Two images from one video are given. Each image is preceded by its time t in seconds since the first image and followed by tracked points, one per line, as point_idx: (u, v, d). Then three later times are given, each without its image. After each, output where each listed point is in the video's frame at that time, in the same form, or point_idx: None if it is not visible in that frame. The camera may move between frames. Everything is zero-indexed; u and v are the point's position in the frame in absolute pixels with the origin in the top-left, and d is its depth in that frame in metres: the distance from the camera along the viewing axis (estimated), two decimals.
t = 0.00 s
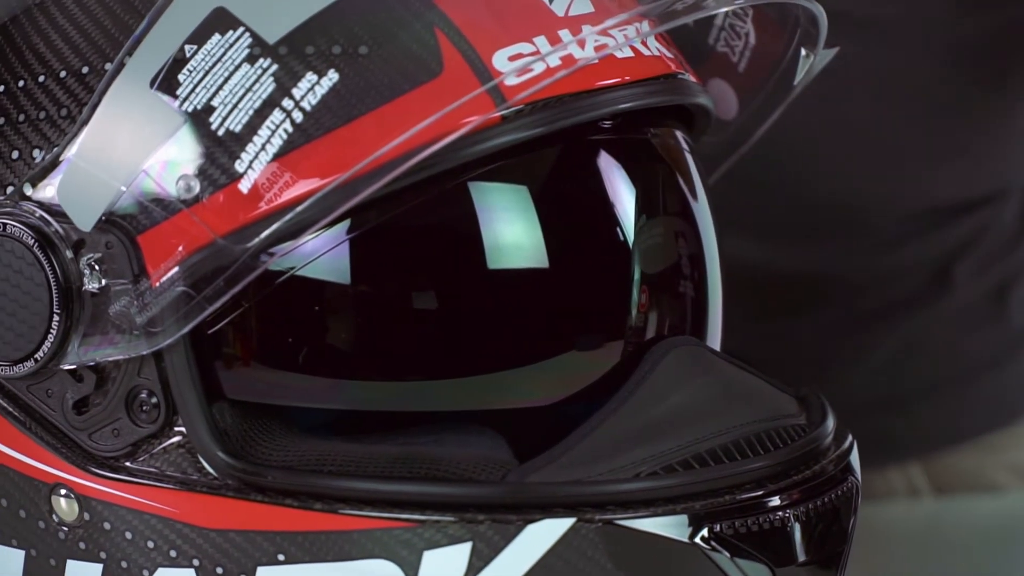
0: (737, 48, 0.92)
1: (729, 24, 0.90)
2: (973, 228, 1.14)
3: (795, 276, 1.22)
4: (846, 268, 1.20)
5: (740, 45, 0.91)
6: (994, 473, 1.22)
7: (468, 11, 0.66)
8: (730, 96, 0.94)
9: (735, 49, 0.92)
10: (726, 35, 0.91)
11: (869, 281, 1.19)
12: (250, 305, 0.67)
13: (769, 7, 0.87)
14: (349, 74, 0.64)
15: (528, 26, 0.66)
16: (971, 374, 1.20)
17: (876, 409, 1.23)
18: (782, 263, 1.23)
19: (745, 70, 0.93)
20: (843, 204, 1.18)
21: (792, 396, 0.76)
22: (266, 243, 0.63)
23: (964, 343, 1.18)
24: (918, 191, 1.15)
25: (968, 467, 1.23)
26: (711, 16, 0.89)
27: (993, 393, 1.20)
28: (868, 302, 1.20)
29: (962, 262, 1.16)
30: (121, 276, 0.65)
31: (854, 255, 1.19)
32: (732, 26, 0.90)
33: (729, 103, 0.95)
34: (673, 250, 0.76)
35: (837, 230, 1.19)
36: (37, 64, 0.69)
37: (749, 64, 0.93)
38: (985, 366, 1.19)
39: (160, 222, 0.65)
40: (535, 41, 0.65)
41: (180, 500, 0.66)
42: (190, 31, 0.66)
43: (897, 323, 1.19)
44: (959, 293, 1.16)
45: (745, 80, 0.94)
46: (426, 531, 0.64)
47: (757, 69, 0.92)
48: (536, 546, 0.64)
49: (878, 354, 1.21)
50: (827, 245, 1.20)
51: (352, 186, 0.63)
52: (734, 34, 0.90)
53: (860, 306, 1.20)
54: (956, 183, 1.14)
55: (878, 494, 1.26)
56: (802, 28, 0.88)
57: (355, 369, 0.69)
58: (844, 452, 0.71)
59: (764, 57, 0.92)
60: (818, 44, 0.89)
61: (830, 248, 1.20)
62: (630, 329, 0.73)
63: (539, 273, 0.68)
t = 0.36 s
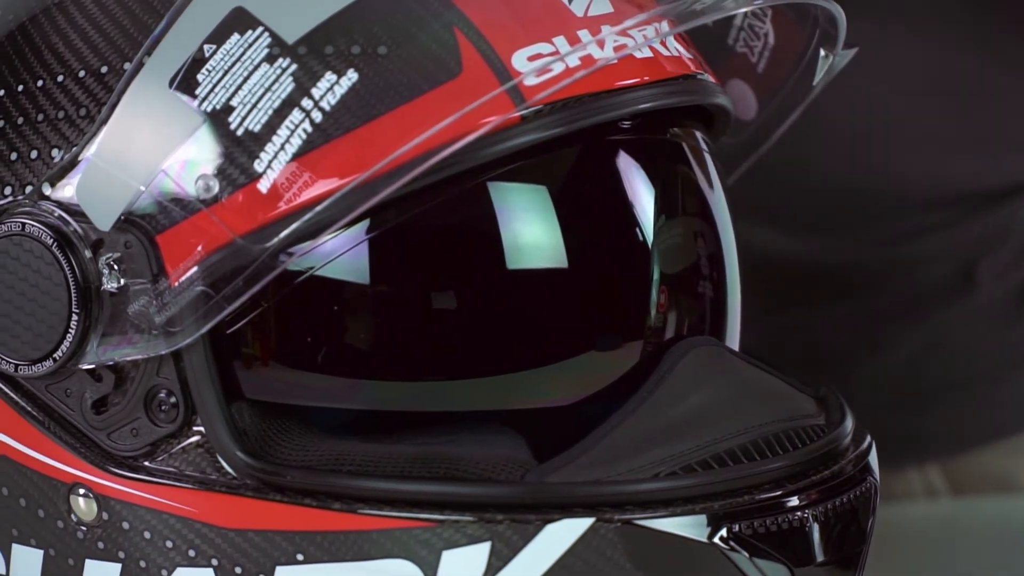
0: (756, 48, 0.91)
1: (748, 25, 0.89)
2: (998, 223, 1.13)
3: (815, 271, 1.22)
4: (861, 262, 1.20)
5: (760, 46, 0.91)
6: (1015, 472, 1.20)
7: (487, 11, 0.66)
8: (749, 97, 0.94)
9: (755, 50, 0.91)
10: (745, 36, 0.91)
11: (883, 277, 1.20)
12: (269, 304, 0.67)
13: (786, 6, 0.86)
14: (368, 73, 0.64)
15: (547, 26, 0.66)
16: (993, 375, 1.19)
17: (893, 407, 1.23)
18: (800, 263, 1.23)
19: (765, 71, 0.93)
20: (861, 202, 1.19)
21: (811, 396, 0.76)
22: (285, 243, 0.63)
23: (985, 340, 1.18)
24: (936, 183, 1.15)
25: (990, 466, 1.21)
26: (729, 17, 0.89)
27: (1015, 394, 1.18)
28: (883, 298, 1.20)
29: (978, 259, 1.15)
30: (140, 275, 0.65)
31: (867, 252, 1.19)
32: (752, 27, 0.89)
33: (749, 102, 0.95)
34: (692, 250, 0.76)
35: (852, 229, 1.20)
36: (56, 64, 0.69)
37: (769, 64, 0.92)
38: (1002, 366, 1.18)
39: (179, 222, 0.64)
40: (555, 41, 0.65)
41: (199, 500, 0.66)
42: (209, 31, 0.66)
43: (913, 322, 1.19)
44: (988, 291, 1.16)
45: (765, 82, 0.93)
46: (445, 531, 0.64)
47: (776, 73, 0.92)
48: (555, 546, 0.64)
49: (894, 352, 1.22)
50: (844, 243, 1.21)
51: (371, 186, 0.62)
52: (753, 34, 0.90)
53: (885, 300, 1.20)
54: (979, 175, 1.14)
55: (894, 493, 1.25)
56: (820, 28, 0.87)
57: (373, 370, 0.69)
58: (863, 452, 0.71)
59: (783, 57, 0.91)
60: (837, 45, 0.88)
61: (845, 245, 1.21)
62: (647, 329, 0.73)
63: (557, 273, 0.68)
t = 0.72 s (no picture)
0: (772, 48, 0.92)
1: (765, 24, 0.90)
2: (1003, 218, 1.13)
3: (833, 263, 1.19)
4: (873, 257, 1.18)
5: (775, 46, 0.92)
6: None
7: (503, 12, 0.66)
8: (766, 98, 0.94)
9: (771, 50, 0.92)
10: (762, 36, 0.91)
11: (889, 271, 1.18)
12: (286, 304, 0.67)
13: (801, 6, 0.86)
14: (385, 74, 0.64)
15: (563, 27, 0.66)
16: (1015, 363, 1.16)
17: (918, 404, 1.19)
18: (816, 256, 1.19)
19: (780, 72, 0.93)
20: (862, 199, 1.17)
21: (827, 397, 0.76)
22: (301, 243, 0.63)
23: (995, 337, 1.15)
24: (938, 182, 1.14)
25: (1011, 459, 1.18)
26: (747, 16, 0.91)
27: None
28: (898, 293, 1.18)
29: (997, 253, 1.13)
30: (156, 276, 0.65)
31: (878, 248, 1.17)
32: (769, 26, 0.90)
33: (765, 102, 0.94)
34: (708, 250, 0.76)
35: (859, 224, 1.17)
36: (72, 64, 0.68)
37: (785, 65, 0.92)
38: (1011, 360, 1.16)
39: (195, 223, 0.64)
40: (571, 42, 0.65)
41: (215, 501, 0.66)
42: (225, 31, 0.66)
43: (917, 317, 1.17)
44: (999, 280, 1.13)
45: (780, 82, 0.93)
46: (461, 532, 0.64)
47: (792, 74, 0.92)
48: (572, 547, 0.64)
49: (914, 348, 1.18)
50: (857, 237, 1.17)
51: (387, 186, 0.62)
52: (770, 34, 0.91)
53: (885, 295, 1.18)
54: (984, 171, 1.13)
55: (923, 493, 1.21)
56: (836, 28, 0.87)
57: (390, 370, 0.69)
58: (879, 452, 0.71)
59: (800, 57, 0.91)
60: (853, 44, 0.87)
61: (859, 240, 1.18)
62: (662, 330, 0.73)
63: (573, 273, 0.68)
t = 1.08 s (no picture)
0: (787, 48, 0.92)
1: (780, 25, 0.90)
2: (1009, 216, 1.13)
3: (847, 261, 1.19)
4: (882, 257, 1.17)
5: (790, 46, 0.91)
6: None
7: (518, 11, 0.66)
8: (780, 98, 0.94)
9: (785, 50, 0.92)
10: (777, 36, 0.92)
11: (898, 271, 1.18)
12: (300, 304, 0.67)
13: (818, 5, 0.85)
14: (400, 73, 0.64)
15: (579, 27, 0.66)
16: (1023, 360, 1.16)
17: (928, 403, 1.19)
18: (822, 254, 1.19)
19: (795, 72, 0.92)
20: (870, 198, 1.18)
21: (842, 397, 0.76)
22: (317, 243, 0.63)
23: (1002, 335, 1.16)
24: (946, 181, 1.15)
25: None
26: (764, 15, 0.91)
27: None
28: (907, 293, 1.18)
29: (1006, 252, 1.14)
30: (171, 275, 0.65)
31: (886, 247, 1.17)
32: (784, 27, 0.90)
33: (780, 102, 0.95)
34: (723, 251, 0.76)
35: (869, 223, 1.17)
36: (87, 64, 0.68)
37: (800, 66, 0.92)
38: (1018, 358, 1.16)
39: (210, 222, 0.64)
40: (586, 41, 0.65)
41: (231, 501, 0.66)
42: (240, 31, 0.65)
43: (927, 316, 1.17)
44: (1006, 279, 1.14)
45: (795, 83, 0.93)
46: (477, 531, 0.64)
47: (805, 75, 0.92)
48: (586, 547, 0.64)
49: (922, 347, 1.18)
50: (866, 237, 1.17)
51: (402, 185, 0.62)
52: (785, 34, 0.91)
53: (895, 295, 1.18)
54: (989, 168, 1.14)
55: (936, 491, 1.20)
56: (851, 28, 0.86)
57: (404, 370, 0.69)
58: (894, 452, 0.71)
59: (814, 58, 0.91)
60: (867, 45, 0.87)
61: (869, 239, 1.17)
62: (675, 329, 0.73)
63: (588, 273, 0.68)
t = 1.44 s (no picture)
0: (802, 49, 0.91)
1: (794, 25, 0.89)
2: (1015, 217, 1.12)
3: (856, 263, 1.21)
4: (892, 258, 1.19)
5: (806, 47, 0.91)
6: None
7: (533, 11, 0.66)
8: (796, 98, 0.94)
9: (800, 51, 0.91)
10: (791, 36, 0.91)
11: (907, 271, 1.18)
12: (315, 304, 0.67)
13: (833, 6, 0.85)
14: (414, 73, 0.64)
15: (594, 27, 0.66)
16: None
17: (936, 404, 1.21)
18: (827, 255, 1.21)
19: (810, 72, 0.92)
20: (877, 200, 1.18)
21: (856, 398, 0.76)
22: (331, 242, 0.63)
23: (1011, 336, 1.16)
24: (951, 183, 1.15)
25: None
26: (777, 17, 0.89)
27: None
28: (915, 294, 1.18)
29: (1013, 252, 1.13)
30: (186, 275, 0.65)
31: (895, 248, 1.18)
32: (798, 27, 0.89)
33: (795, 101, 0.95)
34: (738, 251, 0.76)
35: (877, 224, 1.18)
36: (102, 64, 0.68)
37: (815, 65, 0.92)
38: None
39: (225, 222, 0.64)
40: (601, 41, 0.65)
41: (245, 500, 0.65)
42: (256, 31, 0.65)
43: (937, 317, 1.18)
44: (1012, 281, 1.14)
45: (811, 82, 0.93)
46: (491, 532, 0.64)
47: (818, 74, 0.92)
48: (601, 547, 0.64)
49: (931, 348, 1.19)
50: (875, 239, 1.19)
51: (417, 185, 0.62)
52: (799, 35, 0.90)
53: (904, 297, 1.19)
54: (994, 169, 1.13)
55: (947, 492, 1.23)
56: (866, 29, 0.87)
57: (419, 370, 0.69)
58: (908, 452, 0.71)
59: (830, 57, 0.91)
60: (882, 45, 0.87)
61: (879, 241, 1.19)
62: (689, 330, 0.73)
63: (602, 274, 0.68)
